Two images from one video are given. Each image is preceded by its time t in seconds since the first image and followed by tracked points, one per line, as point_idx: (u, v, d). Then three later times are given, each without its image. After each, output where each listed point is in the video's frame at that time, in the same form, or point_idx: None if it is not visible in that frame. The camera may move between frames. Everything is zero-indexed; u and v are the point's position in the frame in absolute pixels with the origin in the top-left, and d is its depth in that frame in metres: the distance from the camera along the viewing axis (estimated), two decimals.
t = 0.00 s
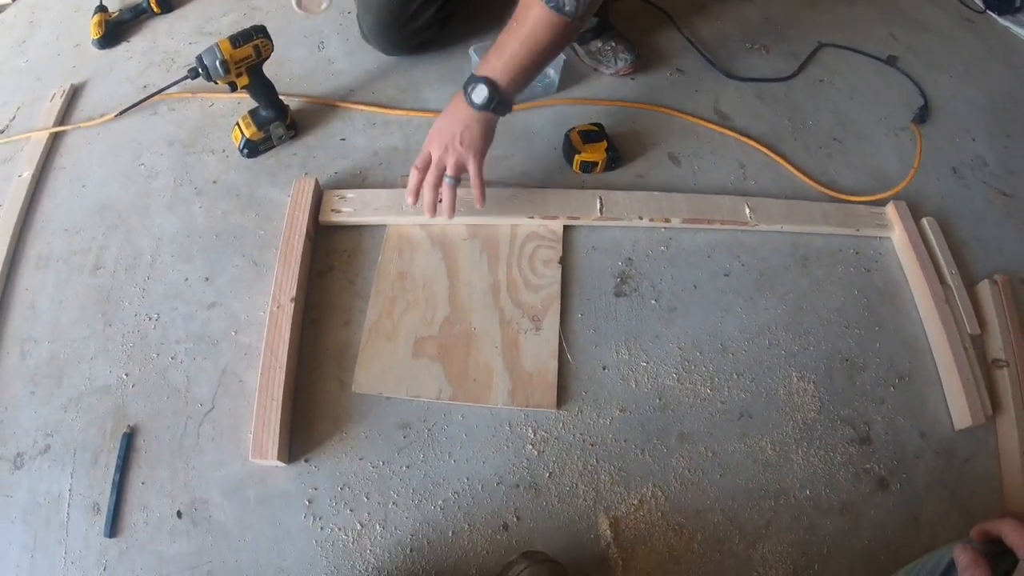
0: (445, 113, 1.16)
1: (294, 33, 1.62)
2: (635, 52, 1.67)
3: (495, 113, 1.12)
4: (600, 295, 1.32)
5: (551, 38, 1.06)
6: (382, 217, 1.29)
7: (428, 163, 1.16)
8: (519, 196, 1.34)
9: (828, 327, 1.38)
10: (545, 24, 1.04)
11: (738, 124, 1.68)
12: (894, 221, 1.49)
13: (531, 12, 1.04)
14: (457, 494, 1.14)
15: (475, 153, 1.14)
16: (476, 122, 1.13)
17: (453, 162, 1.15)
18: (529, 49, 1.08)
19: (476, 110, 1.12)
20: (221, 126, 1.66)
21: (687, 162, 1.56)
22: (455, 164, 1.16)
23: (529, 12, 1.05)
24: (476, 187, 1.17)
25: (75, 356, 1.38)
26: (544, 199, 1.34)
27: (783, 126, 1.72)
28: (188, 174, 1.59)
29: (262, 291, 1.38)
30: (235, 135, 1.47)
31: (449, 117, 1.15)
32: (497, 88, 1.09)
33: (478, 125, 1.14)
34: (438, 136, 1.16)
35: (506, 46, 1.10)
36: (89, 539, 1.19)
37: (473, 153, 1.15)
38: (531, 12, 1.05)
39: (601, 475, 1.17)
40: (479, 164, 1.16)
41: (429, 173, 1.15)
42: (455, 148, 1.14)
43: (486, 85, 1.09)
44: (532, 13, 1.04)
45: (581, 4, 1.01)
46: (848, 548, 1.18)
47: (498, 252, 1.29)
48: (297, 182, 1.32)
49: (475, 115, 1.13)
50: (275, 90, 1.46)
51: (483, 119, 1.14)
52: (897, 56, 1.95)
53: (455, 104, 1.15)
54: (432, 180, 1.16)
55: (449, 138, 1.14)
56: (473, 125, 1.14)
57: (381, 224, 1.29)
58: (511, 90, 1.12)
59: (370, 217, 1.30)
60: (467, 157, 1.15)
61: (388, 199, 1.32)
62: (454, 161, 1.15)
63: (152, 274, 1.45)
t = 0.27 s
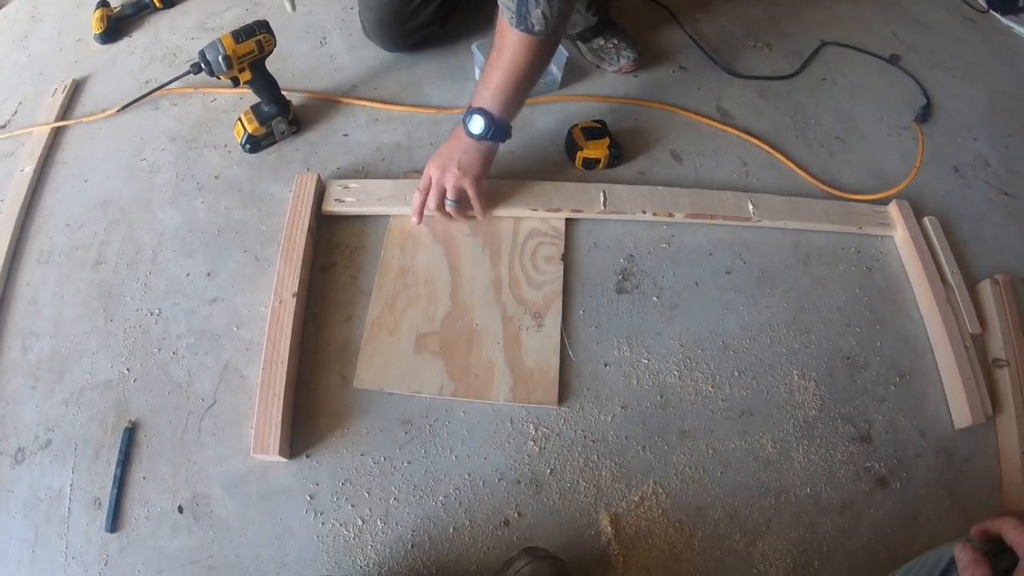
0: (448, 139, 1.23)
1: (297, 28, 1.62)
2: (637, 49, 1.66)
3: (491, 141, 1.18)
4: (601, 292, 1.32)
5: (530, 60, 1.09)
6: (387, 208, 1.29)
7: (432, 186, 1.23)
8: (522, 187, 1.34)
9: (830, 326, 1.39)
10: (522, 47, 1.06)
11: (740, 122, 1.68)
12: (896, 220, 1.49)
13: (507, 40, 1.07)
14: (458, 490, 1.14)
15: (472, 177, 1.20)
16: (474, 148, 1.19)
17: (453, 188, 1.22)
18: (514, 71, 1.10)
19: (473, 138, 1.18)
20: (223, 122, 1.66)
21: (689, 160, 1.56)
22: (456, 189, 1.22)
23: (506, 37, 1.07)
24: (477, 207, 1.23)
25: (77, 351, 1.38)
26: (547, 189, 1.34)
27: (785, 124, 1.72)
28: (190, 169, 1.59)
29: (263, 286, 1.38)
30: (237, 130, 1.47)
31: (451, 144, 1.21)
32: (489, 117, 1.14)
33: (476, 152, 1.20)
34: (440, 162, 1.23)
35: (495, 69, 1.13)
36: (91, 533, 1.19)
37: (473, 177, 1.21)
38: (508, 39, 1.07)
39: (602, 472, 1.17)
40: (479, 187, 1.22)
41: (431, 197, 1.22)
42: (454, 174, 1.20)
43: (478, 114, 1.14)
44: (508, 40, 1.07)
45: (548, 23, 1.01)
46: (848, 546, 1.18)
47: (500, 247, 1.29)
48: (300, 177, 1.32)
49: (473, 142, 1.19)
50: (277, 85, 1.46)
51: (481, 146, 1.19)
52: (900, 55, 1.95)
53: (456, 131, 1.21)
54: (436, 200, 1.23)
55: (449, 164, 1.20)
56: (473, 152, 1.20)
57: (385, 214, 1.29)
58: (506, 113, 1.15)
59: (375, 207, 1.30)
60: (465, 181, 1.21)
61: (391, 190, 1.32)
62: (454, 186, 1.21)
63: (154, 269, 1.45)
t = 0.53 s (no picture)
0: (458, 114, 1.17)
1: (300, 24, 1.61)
2: (643, 48, 1.65)
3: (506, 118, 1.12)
4: (606, 292, 1.31)
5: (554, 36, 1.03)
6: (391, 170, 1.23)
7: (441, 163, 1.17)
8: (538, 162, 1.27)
9: (836, 327, 1.38)
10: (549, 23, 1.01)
11: (746, 122, 1.67)
12: (905, 221, 1.48)
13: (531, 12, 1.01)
14: (462, 491, 1.13)
15: (484, 155, 1.14)
16: (487, 125, 1.13)
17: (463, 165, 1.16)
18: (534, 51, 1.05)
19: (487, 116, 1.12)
20: (225, 119, 1.65)
21: (694, 160, 1.55)
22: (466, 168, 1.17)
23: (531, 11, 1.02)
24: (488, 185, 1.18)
25: (78, 348, 1.37)
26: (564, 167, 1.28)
27: (791, 124, 1.71)
28: (193, 166, 1.58)
29: (266, 284, 1.36)
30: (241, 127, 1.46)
31: (462, 120, 1.15)
32: (505, 92, 1.08)
33: (489, 129, 1.14)
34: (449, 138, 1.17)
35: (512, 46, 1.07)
36: (91, 533, 1.18)
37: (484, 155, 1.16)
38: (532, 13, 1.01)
39: (606, 474, 1.16)
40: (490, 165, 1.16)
41: (438, 175, 1.16)
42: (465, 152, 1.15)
43: (494, 90, 1.08)
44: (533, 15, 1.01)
45: None
46: (853, 550, 1.17)
47: (505, 246, 1.27)
48: (303, 175, 1.31)
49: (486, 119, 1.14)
50: (281, 82, 1.45)
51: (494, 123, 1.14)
52: (906, 56, 1.94)
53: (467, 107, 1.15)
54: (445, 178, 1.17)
55: (459, 141, 1.15)
56: (485, 129, 1.15)
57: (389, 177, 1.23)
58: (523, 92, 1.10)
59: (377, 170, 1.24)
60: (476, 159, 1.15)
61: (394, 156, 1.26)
62: (465, 164, 1.16)
63: (155, 267, 1.44)
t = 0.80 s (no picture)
0: (479, 62, 1.05)
1: (303, 21, 1.59)
2: (648, 47, 1.64)
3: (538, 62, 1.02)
4: (611, 293, 1.30)
5: None
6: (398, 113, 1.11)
7: (460, 111, 1.03)
8: (564, 122, 1.17)
9: (841, 330, 1.37)
10: None
11: (752, 122, 1.66)
12: (913, 223, 1.47)
13: None
14: (465, 493, 1.12)
15: (511, 102, 1.01)
16: (516, 70, 1.02)
17: (486, 113, 1.02)
18: None
19: (517, 59, 1.02)
20: (227, 116, 1.64)
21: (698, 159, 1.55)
22: (489, 116, 1.02)
23: None
24: (513, 139, 1.03)
25: (78, 347, 1.36)
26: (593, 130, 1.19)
27: (796, 125, 1.70)
28: (195, 164, 1.57)
29: (267, 283, 1.35)
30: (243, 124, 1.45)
31: (485, 66, 1.03)
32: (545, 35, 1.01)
33: (517, 75, 1.02)
34: (470, 84, 1.03)
35: None
36: (90, 533, 1.17)
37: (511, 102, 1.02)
38: None
39: (610, 476, 1.15)
40: (516, 115, 1.02)
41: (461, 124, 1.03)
42: (489, 97, 1.01)
43: (533, 30, 1.01)
44: None
45: None
46: (859, 554, 1.16)
47: (509, 246, 1.26)
48: (306, 173, 1.30)
49: (514, 64, 1.03)
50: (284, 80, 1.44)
51: (523, 68, 1.03)
52: (911, 57, 1.93)
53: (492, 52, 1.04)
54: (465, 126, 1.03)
55: (483, 86, 1.02)
56: (512, 75, 1.02)
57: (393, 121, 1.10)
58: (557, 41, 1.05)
59: (383, 111, 1.11)
60: (503, 104, 1.01)
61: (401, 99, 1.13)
62: (488, 110, 1.02)
63: (157, 265, 1.43)
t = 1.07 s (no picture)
0: (496, 32, 1.07)
1: (305, 20, 1.59)
2: (651, 47, 1.64)
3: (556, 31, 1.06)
4: (612, 293, 1.30)
5: None
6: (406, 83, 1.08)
7: (476, 76, 1.03)
8: (581, 103, 1.18)
9: (843, 331, 1.37)
10: None
11: (753, 123, 1.66)
12: (916, 224, 1.47)
13: None
14: (466, 493, 1.12)
15: (529, 69, 1.02)
16: (536, 38, 1.05)
17: (503, 80, 1.02)
18: None
19: (538, 28, 1.05)
20: (229, 115, 1.64)
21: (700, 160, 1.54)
22: (506, 83, 1.02)
23: None
24: (528, 108, 1.04)
25: (79, 345, 1.36)
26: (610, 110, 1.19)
27: (798, 125, 1.70)
28: (196, 163, 1.57)
29: (268, 282, 1.35)
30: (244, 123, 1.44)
31: (503, 35, 1.05)
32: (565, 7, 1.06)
33: (535, 44, 1.04)
34: (487, 51, 1.04)
35: None
36: (91, 532, 1.17)
37: (527, 71, 1.03)
38: None
39: (611, 476, 1.15)
40: (533, 84, 1.03)
41: (475, 90, 1.02)
42: (507, 63, 1.02)
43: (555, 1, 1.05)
44: None
45: None
46: (859, 555, 1.16)
47: (510, 247, 1.26)
48: (308, 173, 1.30)
49: (533, 35, 1.06)
50: (286, 79, 1.43)
51: (542, 38, 1.06)
52: (912, 58, 1.93)
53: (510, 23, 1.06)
54: (481, 92, 1.03)
55: (502, 52, 1.03)
56: (530, 45, 1.05)
57: (401, 89, 1.08)
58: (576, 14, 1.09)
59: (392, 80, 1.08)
60: (521, 70, 1.02)
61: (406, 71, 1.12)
62: (506, 76, 1.02)
63: (158, 264, 1.43)
